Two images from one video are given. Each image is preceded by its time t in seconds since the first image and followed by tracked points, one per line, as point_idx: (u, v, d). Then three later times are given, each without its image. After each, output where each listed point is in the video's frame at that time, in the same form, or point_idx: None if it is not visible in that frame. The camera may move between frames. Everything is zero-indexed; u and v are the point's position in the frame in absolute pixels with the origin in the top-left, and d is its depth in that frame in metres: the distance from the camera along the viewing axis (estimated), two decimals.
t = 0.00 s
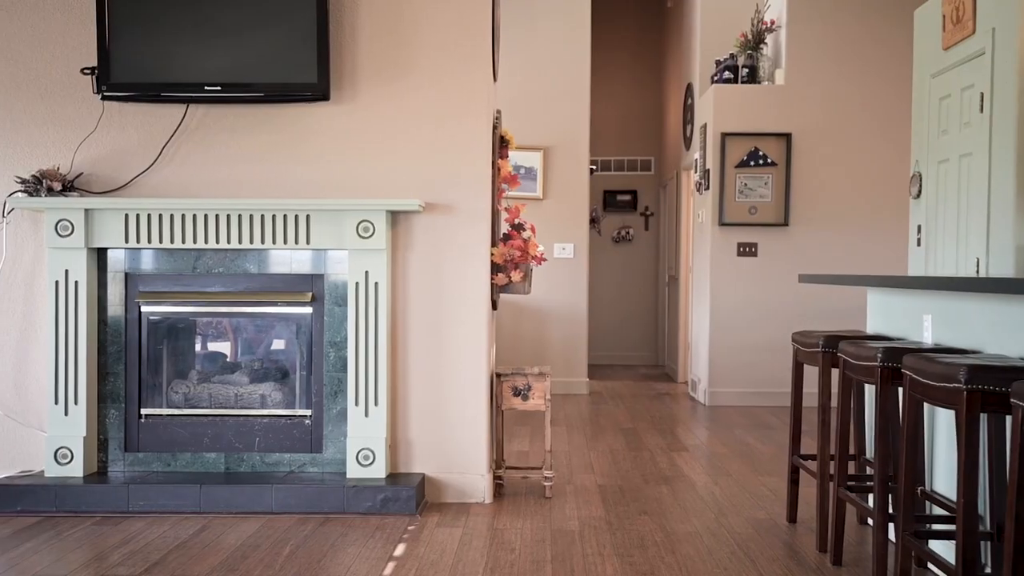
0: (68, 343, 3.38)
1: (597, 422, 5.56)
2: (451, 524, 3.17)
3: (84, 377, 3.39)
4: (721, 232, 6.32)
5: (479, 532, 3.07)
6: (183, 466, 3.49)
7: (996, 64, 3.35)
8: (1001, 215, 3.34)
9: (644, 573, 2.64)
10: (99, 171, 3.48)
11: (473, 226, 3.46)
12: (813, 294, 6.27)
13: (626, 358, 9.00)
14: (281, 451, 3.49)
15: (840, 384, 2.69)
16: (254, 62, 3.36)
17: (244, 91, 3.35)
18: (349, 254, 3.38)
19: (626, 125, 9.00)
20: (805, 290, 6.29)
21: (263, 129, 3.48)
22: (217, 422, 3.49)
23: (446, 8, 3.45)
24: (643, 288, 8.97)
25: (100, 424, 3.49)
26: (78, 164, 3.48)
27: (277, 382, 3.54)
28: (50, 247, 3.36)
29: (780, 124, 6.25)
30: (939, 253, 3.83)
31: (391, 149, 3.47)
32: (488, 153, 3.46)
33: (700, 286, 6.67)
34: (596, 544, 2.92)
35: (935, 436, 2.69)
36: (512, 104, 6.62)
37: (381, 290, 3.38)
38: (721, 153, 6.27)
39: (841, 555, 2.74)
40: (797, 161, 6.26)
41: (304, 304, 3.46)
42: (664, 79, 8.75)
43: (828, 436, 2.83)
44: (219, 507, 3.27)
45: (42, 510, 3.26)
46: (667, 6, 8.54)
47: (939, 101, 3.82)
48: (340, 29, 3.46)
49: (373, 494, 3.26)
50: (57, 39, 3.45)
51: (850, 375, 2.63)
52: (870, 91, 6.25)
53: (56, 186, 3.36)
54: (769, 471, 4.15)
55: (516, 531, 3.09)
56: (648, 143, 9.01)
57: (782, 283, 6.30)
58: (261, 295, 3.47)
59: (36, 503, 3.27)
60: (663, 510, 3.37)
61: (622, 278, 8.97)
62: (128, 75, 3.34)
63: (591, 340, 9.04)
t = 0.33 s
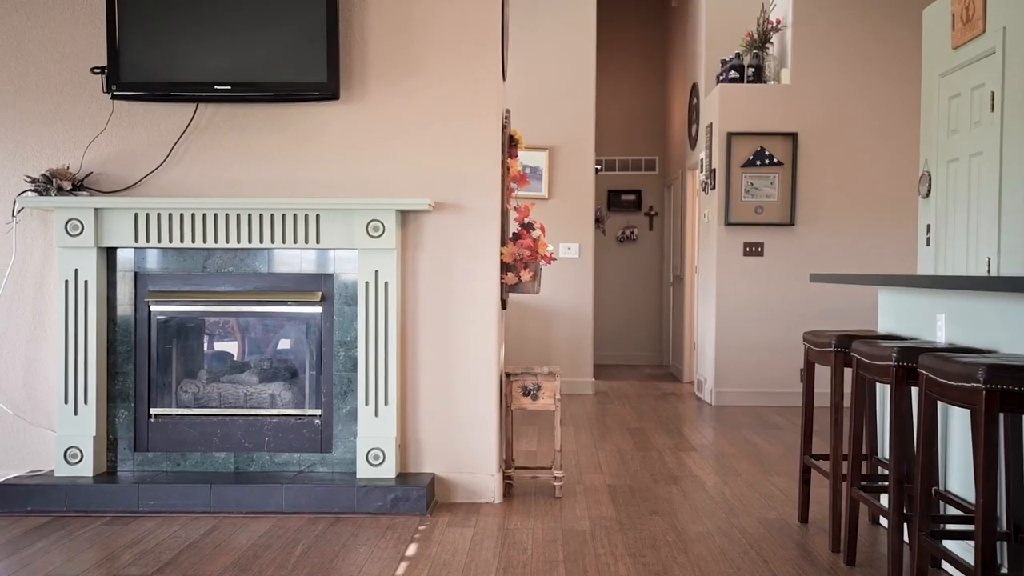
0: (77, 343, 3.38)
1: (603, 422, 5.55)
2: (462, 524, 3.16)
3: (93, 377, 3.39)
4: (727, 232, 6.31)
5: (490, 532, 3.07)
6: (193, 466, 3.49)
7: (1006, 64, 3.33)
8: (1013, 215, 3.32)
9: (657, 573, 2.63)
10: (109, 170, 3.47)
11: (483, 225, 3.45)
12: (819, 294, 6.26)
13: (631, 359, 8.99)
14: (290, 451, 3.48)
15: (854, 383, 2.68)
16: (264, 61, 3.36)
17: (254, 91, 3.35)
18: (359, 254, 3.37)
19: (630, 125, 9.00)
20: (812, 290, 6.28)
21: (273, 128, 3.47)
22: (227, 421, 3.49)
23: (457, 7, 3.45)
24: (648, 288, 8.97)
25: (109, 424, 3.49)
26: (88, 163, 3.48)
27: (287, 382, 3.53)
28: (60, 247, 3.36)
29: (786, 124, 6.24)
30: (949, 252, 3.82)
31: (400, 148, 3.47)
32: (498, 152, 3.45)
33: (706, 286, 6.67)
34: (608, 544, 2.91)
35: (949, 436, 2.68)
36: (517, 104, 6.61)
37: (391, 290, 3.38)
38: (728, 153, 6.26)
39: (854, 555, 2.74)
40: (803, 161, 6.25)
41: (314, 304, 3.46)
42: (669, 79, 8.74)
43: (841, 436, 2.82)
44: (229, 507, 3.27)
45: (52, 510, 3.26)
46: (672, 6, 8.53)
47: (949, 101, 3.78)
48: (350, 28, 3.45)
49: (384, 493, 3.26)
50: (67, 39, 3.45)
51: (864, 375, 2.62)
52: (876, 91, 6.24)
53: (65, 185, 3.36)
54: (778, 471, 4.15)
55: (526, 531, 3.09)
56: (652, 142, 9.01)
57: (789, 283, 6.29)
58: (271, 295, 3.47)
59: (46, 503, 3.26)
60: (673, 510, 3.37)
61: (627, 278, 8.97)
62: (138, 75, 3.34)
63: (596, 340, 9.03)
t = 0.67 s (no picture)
0: (87, 343, 3.37)
1: (610, 422, 5.54)
2: (473, 524, 3.16)
3: (103, 376, 3.39)
4: (733, 231, 6.31)
5: (501, 532, 3.06)
6: (202, 466, 3.48)
7: (1018, 63, 3.32)
8: None
9: (670, 574, 2.62)
10: (119, 169, 3.47)
11: (493, 225, 3.44)
12: (826, 294, 6.26)
13: (635, 359, 8.98)
14: (300, 450, 3.48)
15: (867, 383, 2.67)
16: (274, 59, 3.35)
17: (265, 90, 3.34)
18: (369, 253, 3.37)
19: (634, 125, 8.99)
20: (818, 290, 6.27)
21: (283, 127, 3.47)
22: (236, 421, 3.48)
23: (467, 5, 3.44)
24: (652, 288, 8.96)
25: (119, 424, 3.49)
26: (97, 162, 3.47)
27: (297, 381, 3.53)
28: (70, 246, 3.36)
29: (793, 123, 6.23)
30: (960, 252, 3.82)
31: (410, 147, 3.46)
32: (509, 152, 3.44)
33: (712, 286, 6.66)
34: (620, 543, 2.91)
35: (963, 436, 2.67)
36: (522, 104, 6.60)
37: (401, 289, 3.37)
38: (734, 152, 6.25)
39: (868, 555, 2.73)
40: (810, 161, 6.24)
41: (324, 304, 3.46)
42: (673, 78, 8.73)
43: (854, 436, 2.81)
44: (239, 507, 3.26)
45: (63, 509, 3.25)
46: (676, 6, 8.51)
47: (959, 100, 3.77)
48: (360, 27, 3.45)
49: (394, 493, 3.25)
50: (77, 38, 3.44)
51: (878, 374, 2.61)
52: (883, 90, 6.23)
53: (75, 184, 3.36)
54: (787, 471, 4.14)
55: (537, 531, 3.08)
56: (656, 142, 9.00)
57: (795, 283, 6.28)
58: (280, 294, 3.46)
59: (56, 502, 3.26)
60: (684, 510, 3.36)
61: (631, 278, 8.96)
62: (149, 74, 3.34)
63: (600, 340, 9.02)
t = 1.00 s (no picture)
0: (98, 342, 3.37)
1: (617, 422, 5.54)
2: (485, 524, 3.15)
3: (114, 376, 3.38)
4: (739, 231, 6.30)
5: (514, 532, 3.06)
6: (213, 466, 3.47)
7: None
8: None
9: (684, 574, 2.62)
10: (129, 169, 3.46)
11: (504, 224, 3.44)
12: (832, 294, 6.25)
13: (639, 359, 8.98)
14: (310, 450, 3.47)
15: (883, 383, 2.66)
16: (285, 58, 3.35)
17: (275, 89, 3.34)
18: (380, 252, 3.36)
19: (639, 125, 8.98)
20: (825, 289, 6.26)
21: (293, 126, 3.46)
22: (247, 421, 3.47)
23: (478, 4, 3.43)
24: (656, 288, 8.95)
25: (129, 424, 3.48)
26: (108, 162, 3.47)
27: (307, 381, 3.53)
28: (81, 246, 3.35)
29: (799, 123, 6.23)
30: (971, 251, 3.81)
31: (421, 146, 3.45)
32: (519, 151, 3.44)
33: (718, 286, 6.65)
34: (634, 543, 2.90)
35: (979, 436, 2.66)
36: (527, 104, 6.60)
37: (412, 289, 3.37)
38: (740, 152, 6.25)
39: (882, 555, 2.72)
40: (816, 161, 6.23)
41: (334, 303, 3.45)
42: (678, 78, 8.73)
43: (868, 436, 2.80)
44: (250, 506, 3.25)
45: (74, 509, 3.25)
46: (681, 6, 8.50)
47: (970, 99, 3.76)
48: (370, 26, 3.44)
49: (405, 493, 3.25)
50: (87, 37, 3.44)
51: (894, 374, 2.61)
52: (890, 90, 6.22)
53: (86, 184, 3.36)
54: (796, 471, 4.14)
55: (549, 531, 3.08)
56: (661, 142, 8.99)
57: (802, 282, 6.28)
58: (290, 294, 3.45)
59: (67, 502, 3.25)
60: (696, 510, 3.36)
61: (635, 278, 8.95)
62: (159, 73, 3.33)
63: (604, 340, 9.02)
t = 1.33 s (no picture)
0: (109, 342, 3.36)
1: (624, 422, 5.53)
2: (498, 524, 3.14)
3: (124, 377, 3.38)
4: (746, 231, 6.29)
5: (526, 532, 3.05)
6: (223, 466, 3.47)
7: None
8: None
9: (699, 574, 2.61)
10: (140, 168, 3.46)
11: (516, 224, 3.43)
12: (839, 293, 6.25)
13: (643, 358, 8.97)
14: (321, 450, 3.46)
15: (899, 383, 2.66)
16: (296, 58, 3.34)
17: (287, 88, 3.33)
18: (391, 252, 3.36)
19: (643, 124, 8.97)
20: (831, 289, 6.26)
21: (303, 126, 3.45)
22: (257, 421, 3.47)
23: (489, 4, 3.42)
24: (660, 288, 8.94)
25: (139, 424, 3.47)
26: (118, 161, 3.46)
27: (317, 381, 3.53)
28: (91, 246, 3.34)
29: (806, 123, 6.22)
30: (982, 251, 3.81)
31: (432, 145, 3.45)
32: (531, 151, 3.43)
33: (724, 286, 6.65)
34: (647, 544, 2.90)
35: (995, 436, 2.65)
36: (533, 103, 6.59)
37: (423, 289, 3.36)
38: (747, 152, 6.24)
39: (898, 556, 2.72)
40: (822, 160, 6.23)
41: (345, 303, 3.45)
42: (683, 78, 8.72)
43: (883, 436, 2.80)
44: (262, 507, 3.25)
45: (85, 509, 3.24)
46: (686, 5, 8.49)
47: (982, 99, 3.75)
48: (381, 25, 3.43)
49: (417, 494, 3.24)
50: (98, 36, 3.43)
51: (910, 374, 2.60)
52: (896, 90, 6.22)
53: (97, 183, 3.35)
54: (806, 471, 4.13)
55: (562, 531, 3.08)
56: (665, 141, 8.98)
57: (808, 282, 6.27)
58: (301, 294, 3.45)
59: (78, 502, 3.25)
60: (708, 511, 3.35)
61: (640, 278, 8.95)
62: (170, 72, 3.33)
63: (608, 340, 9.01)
